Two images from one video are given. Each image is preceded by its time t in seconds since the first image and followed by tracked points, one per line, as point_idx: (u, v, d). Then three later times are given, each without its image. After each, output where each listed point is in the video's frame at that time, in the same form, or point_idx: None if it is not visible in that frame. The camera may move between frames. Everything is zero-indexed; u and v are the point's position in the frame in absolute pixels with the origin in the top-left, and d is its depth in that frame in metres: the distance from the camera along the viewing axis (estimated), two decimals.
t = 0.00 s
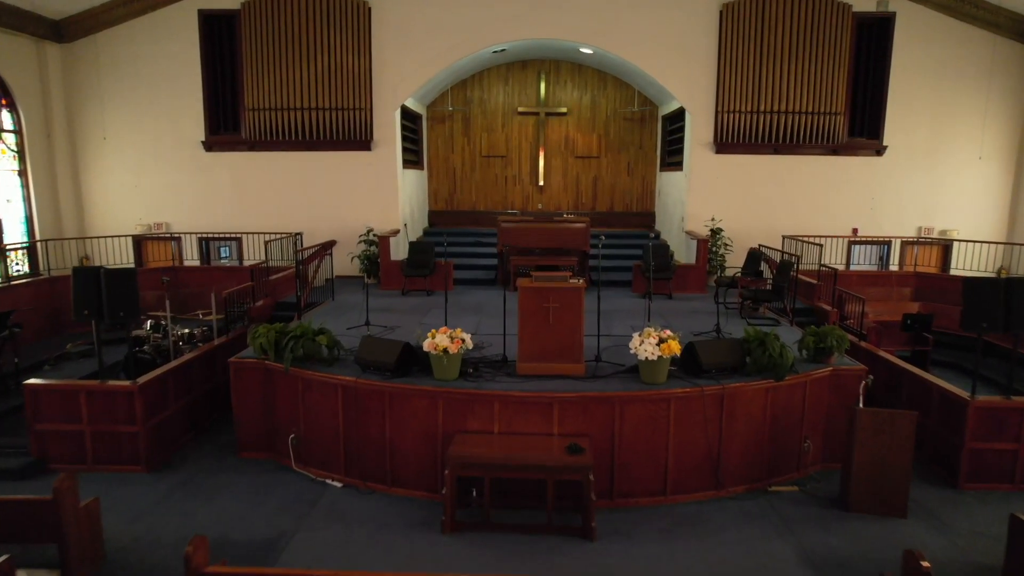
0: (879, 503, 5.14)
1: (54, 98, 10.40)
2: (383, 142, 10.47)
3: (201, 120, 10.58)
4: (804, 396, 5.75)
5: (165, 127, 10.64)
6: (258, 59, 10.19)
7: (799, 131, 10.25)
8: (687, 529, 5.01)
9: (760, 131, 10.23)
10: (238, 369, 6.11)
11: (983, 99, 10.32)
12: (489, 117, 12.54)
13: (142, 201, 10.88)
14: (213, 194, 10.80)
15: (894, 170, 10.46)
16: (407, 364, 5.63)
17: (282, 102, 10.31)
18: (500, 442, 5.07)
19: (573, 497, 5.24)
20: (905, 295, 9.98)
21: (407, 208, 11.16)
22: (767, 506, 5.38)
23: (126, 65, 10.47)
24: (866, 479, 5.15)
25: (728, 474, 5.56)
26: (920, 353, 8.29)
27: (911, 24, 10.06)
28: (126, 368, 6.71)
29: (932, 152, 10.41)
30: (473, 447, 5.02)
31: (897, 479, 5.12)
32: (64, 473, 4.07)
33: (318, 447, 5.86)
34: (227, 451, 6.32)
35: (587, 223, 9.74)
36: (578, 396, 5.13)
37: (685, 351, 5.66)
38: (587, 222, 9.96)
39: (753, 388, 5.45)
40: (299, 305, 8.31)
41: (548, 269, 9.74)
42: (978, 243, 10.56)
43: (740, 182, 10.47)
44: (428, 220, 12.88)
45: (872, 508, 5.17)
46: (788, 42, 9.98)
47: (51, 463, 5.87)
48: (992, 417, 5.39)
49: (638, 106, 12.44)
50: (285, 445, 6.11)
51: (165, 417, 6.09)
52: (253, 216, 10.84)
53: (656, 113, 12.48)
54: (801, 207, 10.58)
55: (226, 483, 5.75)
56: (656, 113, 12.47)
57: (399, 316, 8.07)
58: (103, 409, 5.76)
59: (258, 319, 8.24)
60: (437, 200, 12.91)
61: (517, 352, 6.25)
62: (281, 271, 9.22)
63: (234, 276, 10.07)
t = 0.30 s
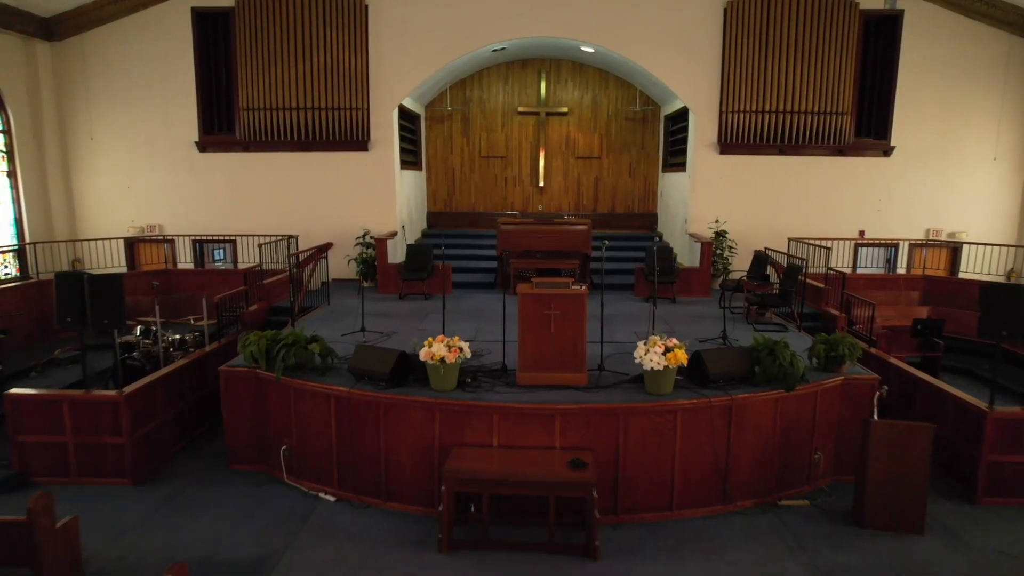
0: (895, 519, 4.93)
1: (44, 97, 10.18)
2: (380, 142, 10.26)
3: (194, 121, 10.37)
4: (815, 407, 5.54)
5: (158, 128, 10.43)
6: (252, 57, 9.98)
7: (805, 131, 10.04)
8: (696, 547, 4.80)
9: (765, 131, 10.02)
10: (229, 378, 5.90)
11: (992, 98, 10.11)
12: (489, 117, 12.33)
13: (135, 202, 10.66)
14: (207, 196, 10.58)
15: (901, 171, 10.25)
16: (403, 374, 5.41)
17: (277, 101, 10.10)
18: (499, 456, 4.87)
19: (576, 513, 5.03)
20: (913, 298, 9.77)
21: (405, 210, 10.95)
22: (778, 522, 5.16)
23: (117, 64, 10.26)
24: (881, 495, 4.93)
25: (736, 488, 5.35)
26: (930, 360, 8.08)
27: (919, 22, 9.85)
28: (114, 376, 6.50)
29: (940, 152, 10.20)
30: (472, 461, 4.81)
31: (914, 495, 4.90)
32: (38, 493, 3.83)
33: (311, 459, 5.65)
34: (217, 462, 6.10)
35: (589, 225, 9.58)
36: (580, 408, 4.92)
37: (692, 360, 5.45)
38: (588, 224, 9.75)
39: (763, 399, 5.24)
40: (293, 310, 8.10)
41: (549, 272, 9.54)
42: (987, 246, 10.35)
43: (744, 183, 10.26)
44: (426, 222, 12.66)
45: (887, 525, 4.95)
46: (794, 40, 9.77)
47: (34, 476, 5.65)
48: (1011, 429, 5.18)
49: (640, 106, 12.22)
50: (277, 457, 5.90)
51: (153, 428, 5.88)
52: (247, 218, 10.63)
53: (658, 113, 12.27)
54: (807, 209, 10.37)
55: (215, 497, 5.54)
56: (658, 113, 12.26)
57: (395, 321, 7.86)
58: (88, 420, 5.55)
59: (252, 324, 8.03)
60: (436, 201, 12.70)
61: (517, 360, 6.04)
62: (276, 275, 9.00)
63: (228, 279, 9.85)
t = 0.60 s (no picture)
0: (911, 536, 4.73)
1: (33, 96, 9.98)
2: (377, 143, 10.06)
3: (188, 121, 10.17)
4: (826, 418, 5.34)
5: (151, 128, 10.22)
6: (247, 56, 9.78)
7: (811, 131, 9.85)
8: (704, 566, 4.59)
9: (770, 131, 9.82)
10: (218, 387, 5.70)
11: (1002, 98, 9.90)
12: (489, 118, 12.12)
13: (127, 204, 10.45)
14: (201, 197, 10.38)
15: (909, 172, 10.04)
16: (398, 383, 5.21)
17: (272, 101, 9.89)
18: (499, 471, 4.67)
19: (578, 530, 4.84)
20: (921, 302, 9.57)
21: (402, 212, 10.75)
22: (789, 538, 4.96)
23: (108, 62, 10.05)
24: (897, 510, 4.73)
25: (745, 502, 5.15)
26: (941, 366, 7.88)
27: (928, 20, 9.64)
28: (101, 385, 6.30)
29: (949, 153, 10.00)
30: (470, 476, 4.61)
31: (932, 511, 4.70)
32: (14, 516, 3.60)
33: (304, 472, 5.44)
34: (206, 474, 5.89)
35: (590, 227, 9.38)
36: (583, 421, 4.72)
37: (699, 370, 5.25)
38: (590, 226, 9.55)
39: (772, 410, 5.03)
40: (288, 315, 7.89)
41: (550, 276, 9.33)
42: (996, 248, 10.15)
43: (749, 185, 10.06)
44: (425, 223, 12.46)
45: (904, 542, 4.74)
46: (800, 38, 9.57)
47: (16, 490, 5.44)
48: None
49: (642, 106, 12.01)
50: (268, 469, 5.69)
51: (140, 439, 5.68)
52: (242, 219, 10.42)
53: (660, 113, 12.07)
54: (813, 211, 10.16)
55: (204, 511, 5.33)
56: (660, 113, 12.05)
57: (392, 326, 7.65)
58: (72, 432, 5.35)
59: (246, 329, 7.87)
60: (434, 203, 12.49)
61: (517, 369, 5.83)
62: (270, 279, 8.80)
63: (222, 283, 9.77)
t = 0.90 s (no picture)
0: (929, 555, 4.52)
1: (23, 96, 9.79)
2: (375, 143, 9.85)
3: (181, 121, 9.97)
4: (838, 430, 5.14)
5: (144, 129, 10.02)
6: (241, 55, 9.58)
7: (817, 131, 9.65)
8: None
9: (775, 131, 9.62)
10: (207, 397, 5.50)
11: (1012, 97, 9.70)
12: (488, 118, 11.93)
13: (120, 206, 10.25)
14: (194, 199, 10.18)
15: (917, 173, 9.85)
16: (394, 394, 5.01)
17: (267, 101, 9.70)
18: (498, 487, 4.48)
19: (581, 548, 4.64)
20: (929, 306, 9.37)
21: (400, 213, 10.55)
22: (801, 556, 4.75)
23: (100, 61, 9.85)
24: (914, 528, 4.53)
25: (754, 517, 4.94)
26: (952, 373, 7.69)
27: (937, 18, 9.44)
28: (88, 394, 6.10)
29: (957, 153, 9.80)
30: (468, 492, 4.42)
31: (952, 529, 4.48)
32: None
33: (296, 485, 5.24)
34: (195, 486, 5.68)
35: (592, 229, 9.18)
36: (585, 435, 4.53)
37: (706, 380, 5.05)
38: (591, 228, 9.35)
39: (783, 423, 4.84)
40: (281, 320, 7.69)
41: (551, 279, 9.14)
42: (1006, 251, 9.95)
43: (754, 186, 9.86)
44: (424, 225, 12.26)
45: (921, 561, 4.54)
46: (806, 37, 9.37)
47: None
48: None
49: (644, 105, 11.81)
50: (259, 482, 5.49)
51: (127, 450, 5.47)
52: (237, 221, 10.22)
53: (663, 113, 11.87)
54: (819, 212, 9.96)
55: (192, 526, 5.13)
56: (663, 113, 11.85)
57: (388, 332, 7.45)
58: (55, 443, 5.15)
59: (236, 333, 7.73)
60: (433, 204, 12.30)
61: (517, 378, 5.63)
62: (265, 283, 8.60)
63: (214, 288, 9.57)
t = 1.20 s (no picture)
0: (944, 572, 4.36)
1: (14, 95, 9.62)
2: (372, 143, 9.68)
3: (175, 121, 9.80)
4: (848, 441, 4.98)
5: (137, 129, 9.86)
6: (236, 54, 9.41)
7: (822, 132, 9.49)
8: None
9: (779, 132, 9.46)
10: (198, 407, 5.33)
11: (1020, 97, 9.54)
12: (488, 118, 11.76)
13: (113, 207, 10.08)
14: (188, 200, 10.01)
15: (924, 174, 9.69)
16: (390, 404, 4.85)
17: (263, 100, 9.53)
18: (497, 502, 4.32)
19: (584, 564, 4.47)
20: (937, 310, 9.21)
21: (399, 215, 10.38)
22: (812, 572, 4.59)
23: (92, 60, 9.69)
24: (929, 544, 4.36)
25: (762, 531, 4.78)
26: (961, 379, 7.53)
27: (944, 16, 9.28)
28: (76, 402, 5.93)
29: (965, 154, 9.64)
30: (467, 507, 4.26)
31: (968, 545, 4.32)
32: None
33: (289, 497, 5.08)
34: (186, 497, 5.51)
35: (592, 231, 9.03)
36: (588, 447, 4.38)
37: (713, 389, 4.89)
38: (592, 230, 9.19)
39: (792, 434, 4.68)
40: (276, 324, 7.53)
41: (551, 282, 8.98)
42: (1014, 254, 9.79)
43: (758, 187, 9.70)
44: (422, 226, 12.10)
45: None
46: (811, 35, 9.20)
47: None
48: None
49: (645, 105, 11.65)
50: (252, 493, 5.33)
51: (115, 461, 5.31)
52: (232, 223, 10.05)
53: (665, 113, 11.71)
54: (824, 214, 9.80)
55: (181, 539, 4.96)
56: (664, 113, 11.69)
57: (386, 337, 7.29)
58: (40, 455, 4.99)
59: (231, 339, 7.53)
60: (432, 205, 12.13)
61: (518, 386, 5.46)
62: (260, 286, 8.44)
63: (209, 291, 9.41)
